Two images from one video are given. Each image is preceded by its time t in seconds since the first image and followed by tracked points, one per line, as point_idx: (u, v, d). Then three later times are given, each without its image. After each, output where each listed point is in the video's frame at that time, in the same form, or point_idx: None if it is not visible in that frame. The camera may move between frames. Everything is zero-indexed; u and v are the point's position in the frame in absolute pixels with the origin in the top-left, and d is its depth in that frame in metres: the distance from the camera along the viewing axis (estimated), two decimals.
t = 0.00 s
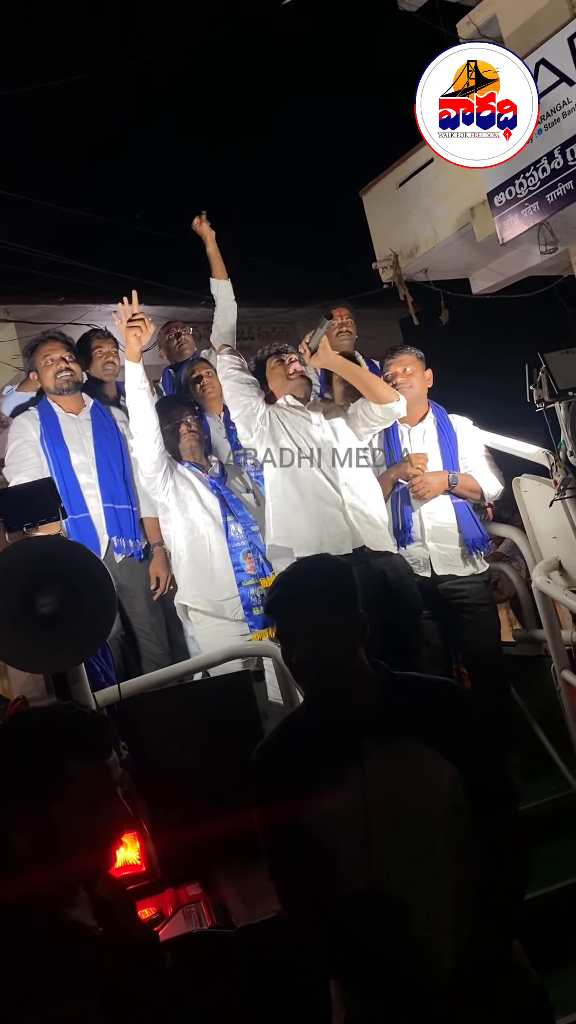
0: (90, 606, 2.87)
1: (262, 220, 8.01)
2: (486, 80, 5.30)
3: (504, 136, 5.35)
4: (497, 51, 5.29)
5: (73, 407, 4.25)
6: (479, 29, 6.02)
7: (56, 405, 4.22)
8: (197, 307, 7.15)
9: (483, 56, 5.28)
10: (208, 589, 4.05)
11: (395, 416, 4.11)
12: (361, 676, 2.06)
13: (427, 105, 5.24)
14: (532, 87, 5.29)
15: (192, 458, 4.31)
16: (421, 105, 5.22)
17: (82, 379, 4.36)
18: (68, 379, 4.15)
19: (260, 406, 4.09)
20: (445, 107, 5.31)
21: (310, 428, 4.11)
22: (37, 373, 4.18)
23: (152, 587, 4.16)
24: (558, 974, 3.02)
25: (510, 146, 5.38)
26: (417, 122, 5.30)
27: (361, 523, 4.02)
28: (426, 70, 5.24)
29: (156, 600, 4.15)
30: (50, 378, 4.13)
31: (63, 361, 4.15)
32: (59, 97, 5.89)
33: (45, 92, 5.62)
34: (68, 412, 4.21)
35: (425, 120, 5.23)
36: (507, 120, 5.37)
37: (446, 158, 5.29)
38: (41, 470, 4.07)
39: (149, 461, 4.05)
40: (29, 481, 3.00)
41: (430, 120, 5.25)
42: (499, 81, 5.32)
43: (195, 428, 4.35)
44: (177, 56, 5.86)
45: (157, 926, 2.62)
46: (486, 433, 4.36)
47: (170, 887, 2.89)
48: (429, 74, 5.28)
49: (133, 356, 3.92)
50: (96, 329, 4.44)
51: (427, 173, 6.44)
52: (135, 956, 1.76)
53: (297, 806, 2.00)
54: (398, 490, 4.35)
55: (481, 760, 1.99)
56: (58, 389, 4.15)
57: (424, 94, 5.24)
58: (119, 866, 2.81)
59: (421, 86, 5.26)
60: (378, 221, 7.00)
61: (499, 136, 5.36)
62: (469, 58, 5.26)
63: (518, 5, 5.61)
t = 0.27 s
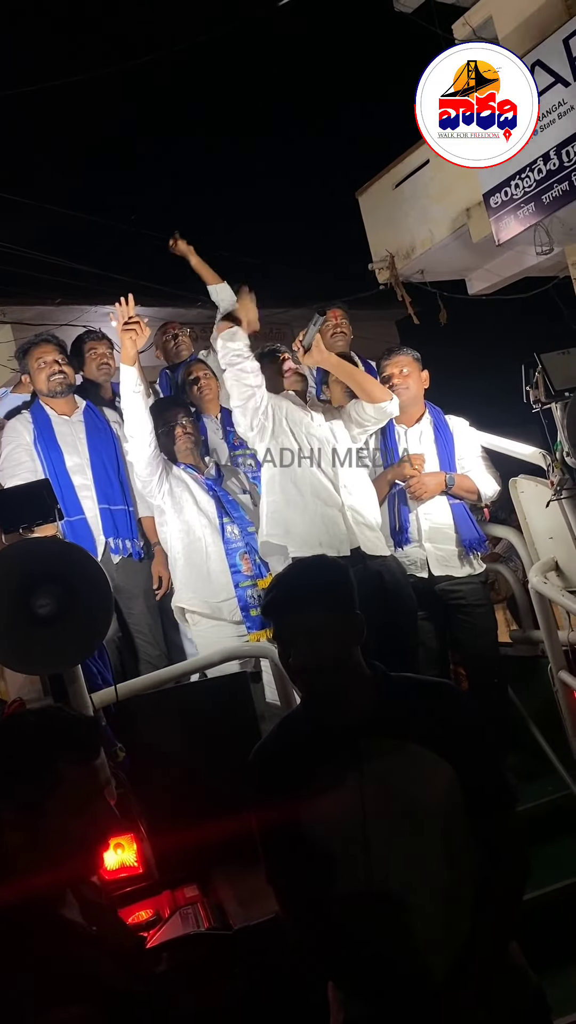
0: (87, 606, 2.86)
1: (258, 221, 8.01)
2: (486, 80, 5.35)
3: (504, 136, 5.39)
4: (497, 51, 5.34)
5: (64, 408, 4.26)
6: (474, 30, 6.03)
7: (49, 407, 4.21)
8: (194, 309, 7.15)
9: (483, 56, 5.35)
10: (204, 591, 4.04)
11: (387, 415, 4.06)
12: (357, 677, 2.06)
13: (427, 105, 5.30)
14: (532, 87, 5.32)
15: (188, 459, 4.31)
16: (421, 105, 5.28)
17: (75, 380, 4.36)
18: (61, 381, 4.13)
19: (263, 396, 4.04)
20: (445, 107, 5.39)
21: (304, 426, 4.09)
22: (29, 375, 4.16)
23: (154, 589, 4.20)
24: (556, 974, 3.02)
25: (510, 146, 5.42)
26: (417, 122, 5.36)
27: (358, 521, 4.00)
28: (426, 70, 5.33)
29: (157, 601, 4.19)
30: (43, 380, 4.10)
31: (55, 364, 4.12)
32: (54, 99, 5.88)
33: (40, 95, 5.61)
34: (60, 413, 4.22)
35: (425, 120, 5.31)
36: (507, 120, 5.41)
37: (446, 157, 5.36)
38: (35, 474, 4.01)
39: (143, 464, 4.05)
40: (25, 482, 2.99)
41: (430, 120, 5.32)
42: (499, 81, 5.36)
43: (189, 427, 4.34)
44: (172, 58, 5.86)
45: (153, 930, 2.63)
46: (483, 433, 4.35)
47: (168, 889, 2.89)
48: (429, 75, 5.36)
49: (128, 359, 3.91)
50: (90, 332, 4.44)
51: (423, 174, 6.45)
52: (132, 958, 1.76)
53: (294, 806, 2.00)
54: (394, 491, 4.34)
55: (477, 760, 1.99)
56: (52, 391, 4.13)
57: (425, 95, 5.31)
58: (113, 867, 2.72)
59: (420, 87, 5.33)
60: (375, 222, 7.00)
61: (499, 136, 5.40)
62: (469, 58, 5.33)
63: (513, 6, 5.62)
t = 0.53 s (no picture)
0: (83, 608, 2.86)
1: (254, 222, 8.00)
2: (486, 80, 5.29)
3: (504, 136, 5.34)
4: (497, 51, 5.28)
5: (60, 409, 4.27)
6: (470, 31, 6.04)
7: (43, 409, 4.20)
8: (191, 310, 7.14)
9: (483, 56, 5.29)
10: (201, 593, 4.04)
11: (381, 418, 4.15)
12: (353, 678, 2.06)
13: (427, 105, 5.25)
14: (532, 87, 5.28)
15: (185, 460, 4.31)
16: (421, 105, 5.23)
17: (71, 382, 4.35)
18: (57, 382, 4.16)
19: (262, 400, 4.12)
20: (445, 107, 5.32)
21: (299, 427, 4.08)
22: (25, 378, 4.17)
23: (150, 589, 4.19)
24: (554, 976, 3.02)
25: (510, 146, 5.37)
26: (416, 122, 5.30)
27: (352, 523, 3.93)
28: (426, 70, 5.26)
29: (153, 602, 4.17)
30: (38, 382, 4.12)
31: (52, 365, 4.15)
32: (50, 101, 5.87)
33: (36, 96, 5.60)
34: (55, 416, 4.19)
35: (425, 120, 5.24)
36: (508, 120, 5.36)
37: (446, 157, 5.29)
38: (29, 474, 4.03)
39: (139, 466, 4.09)
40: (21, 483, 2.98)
41: (430, 120, 5.26)
42: (499, 81, 5.31)
43: (185, 428, 4.35)
44: (169, 59, 5.86)
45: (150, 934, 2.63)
46: (479, 434, 4.36)
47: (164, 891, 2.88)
48: (429, 74, 5.29)
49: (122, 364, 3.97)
50: (84, 333, 4.43)
51: (419, 175, 6.45)
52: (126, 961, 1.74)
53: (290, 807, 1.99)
54: (391, 493, 4.32)
55: (473, 760, 1.99)
56: (47, 393, 4.14)
57: (424, 94, 5.25)
58: (110, 871, 2.66)
59: (420, 86, 5.27)
60: (371, 223, 7.00)
61: (499, 135, 5.35)
62: (469, 58, 5.26)
63: (509, 7, 5.63)
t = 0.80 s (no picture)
0: (79, 609, 2.85)
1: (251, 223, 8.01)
2: (486, 80, 5.33)
3: (504, 136, 5.36)
4: (497, 51, 5.32)
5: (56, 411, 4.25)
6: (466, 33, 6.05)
7: (40, 410, 4.20)
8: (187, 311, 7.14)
9: (483, 56, 5.34)
10: (198, 595, 4.04)
11: (376, 417, 4.13)
12: (350, 677, 2.06)
13: (427, 105, 5.30)
14: (532, 87, 5.28)
15: (181, 460, 4.31)
16: (421, 105, 5.28)
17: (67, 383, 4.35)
18: (54, 383, 4.14)
19: (261, 399, 4.10)
20: (445, 107, 5.37)
21: (296, 428, 4.07)
22: (21, 378, 4.15)
23: (145, 589, 4.20)
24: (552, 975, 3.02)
25: (510, 146, 5.39)
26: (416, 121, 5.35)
27: (349, 527, 3.93)
28: (426, 70, 5.32)
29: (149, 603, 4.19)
30: (35, 383, 4.10)
31: (49, 366, 4.12)
32: (46, 102, 5.88)
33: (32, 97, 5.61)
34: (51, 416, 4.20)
35: (425, 120, 5.30)
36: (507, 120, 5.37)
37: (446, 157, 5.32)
38: (23, 474, 4.03)
39: (135, 467, 4.11)
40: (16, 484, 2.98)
41: (430, 120, 5.30)
42: (499, 81, 5.34)
43: (182, 428, 4.36)
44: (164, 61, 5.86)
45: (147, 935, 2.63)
46: (475, 434, 4.36)
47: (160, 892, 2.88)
48: (429, 74, 5.35)
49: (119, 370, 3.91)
50: (81, 334, 4.41)
51: (416, 176, 6.46)
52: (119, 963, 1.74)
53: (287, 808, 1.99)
54: (388, 493, 4.31)
55: (470, 760, 1.98)
56: (43, 394, 4.12)
57: (425, 94, 5.30)
58: (107, 872, 2.65)
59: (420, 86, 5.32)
60: (367, 224, 7.01)
61: (499, 135, 5.37)
62: (469, 58, 5.31)
63: (505, 8, 5.64)
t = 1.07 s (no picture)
0: (75, 610, 2.84)
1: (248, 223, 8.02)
2: (486, 80, 5.32)
3: (504, 136, 5.41)
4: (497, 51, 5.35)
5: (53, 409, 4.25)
6: (463, 33, 6.05)
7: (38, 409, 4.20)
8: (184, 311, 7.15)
9: (483, 55, 5.34)
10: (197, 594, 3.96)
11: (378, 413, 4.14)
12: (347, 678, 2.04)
13: (427, 105, 5.21)
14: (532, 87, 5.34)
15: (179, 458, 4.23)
16: (421, 106, 5.19)
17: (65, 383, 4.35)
18: (48, 384, 4.12)
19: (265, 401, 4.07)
20: (445, 107, 5.26)
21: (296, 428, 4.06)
22: (18, 379, 4.16)
23: (147, 590, 4.24)
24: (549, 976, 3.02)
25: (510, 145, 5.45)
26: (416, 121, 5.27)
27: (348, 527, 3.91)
28: (427, 70, 5.21)
29: (149, 600, 4.23)
30: (29, 383, 4.09)
31: (44, 366, 4.13)
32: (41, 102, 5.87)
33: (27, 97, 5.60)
34: (50, 415, 4.19)
35: (425, 120, 5.23)
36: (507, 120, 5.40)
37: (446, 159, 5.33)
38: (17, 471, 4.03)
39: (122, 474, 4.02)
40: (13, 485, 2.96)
41: (430, 119, 5.23)
42: (499, 81, 5.36)
43: (175, 423, 4.23)
44: (159, 60, 5.86)
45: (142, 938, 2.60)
46: (472, 433, 4.36)
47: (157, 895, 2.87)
48: (429, 74, 5.24)
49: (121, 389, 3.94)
50: (79, 334, 4.44)
51: (413, 176, 6.46)
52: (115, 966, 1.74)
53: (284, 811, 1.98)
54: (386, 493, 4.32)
55: (467, 765, 1.96)
56: (39, 395, 4.11)
57: (425, 95, 5.20)
58: (105, 871, 2.68)
59: (421, 86, 5.21)
60: (364, 223, 7.01)
61: (499, 135, 5.41)
62: (469, 59, 5.26)
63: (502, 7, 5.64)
